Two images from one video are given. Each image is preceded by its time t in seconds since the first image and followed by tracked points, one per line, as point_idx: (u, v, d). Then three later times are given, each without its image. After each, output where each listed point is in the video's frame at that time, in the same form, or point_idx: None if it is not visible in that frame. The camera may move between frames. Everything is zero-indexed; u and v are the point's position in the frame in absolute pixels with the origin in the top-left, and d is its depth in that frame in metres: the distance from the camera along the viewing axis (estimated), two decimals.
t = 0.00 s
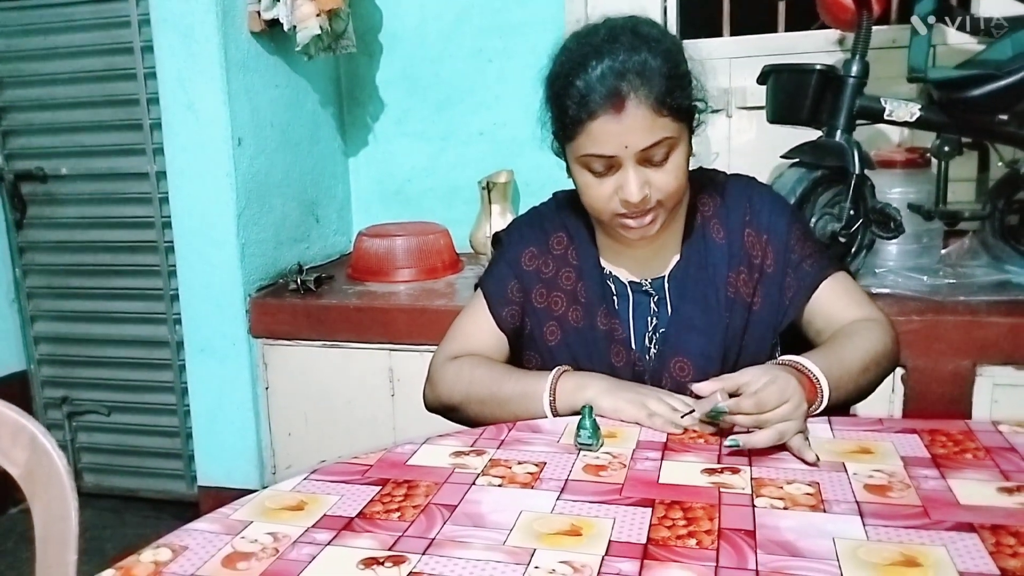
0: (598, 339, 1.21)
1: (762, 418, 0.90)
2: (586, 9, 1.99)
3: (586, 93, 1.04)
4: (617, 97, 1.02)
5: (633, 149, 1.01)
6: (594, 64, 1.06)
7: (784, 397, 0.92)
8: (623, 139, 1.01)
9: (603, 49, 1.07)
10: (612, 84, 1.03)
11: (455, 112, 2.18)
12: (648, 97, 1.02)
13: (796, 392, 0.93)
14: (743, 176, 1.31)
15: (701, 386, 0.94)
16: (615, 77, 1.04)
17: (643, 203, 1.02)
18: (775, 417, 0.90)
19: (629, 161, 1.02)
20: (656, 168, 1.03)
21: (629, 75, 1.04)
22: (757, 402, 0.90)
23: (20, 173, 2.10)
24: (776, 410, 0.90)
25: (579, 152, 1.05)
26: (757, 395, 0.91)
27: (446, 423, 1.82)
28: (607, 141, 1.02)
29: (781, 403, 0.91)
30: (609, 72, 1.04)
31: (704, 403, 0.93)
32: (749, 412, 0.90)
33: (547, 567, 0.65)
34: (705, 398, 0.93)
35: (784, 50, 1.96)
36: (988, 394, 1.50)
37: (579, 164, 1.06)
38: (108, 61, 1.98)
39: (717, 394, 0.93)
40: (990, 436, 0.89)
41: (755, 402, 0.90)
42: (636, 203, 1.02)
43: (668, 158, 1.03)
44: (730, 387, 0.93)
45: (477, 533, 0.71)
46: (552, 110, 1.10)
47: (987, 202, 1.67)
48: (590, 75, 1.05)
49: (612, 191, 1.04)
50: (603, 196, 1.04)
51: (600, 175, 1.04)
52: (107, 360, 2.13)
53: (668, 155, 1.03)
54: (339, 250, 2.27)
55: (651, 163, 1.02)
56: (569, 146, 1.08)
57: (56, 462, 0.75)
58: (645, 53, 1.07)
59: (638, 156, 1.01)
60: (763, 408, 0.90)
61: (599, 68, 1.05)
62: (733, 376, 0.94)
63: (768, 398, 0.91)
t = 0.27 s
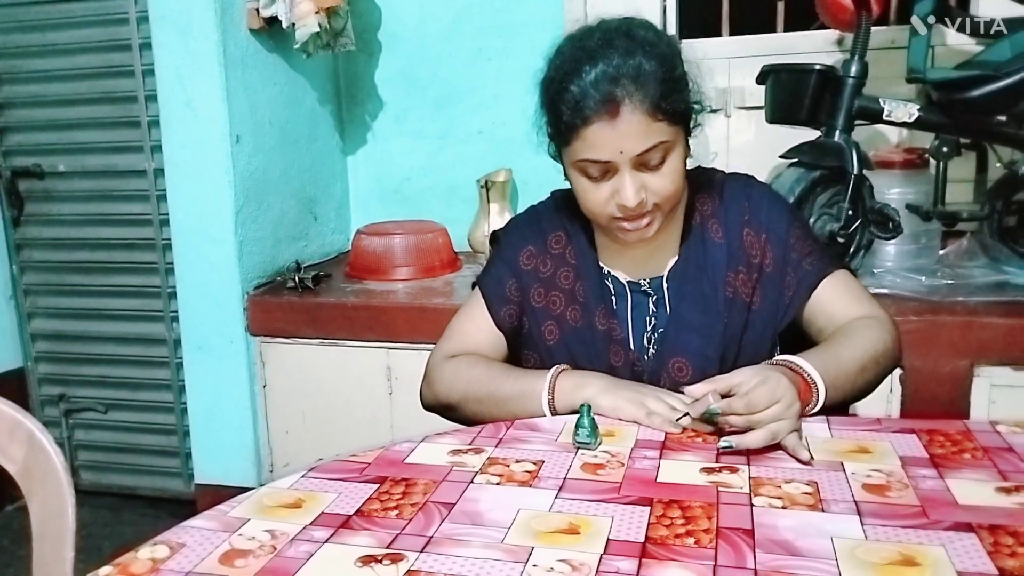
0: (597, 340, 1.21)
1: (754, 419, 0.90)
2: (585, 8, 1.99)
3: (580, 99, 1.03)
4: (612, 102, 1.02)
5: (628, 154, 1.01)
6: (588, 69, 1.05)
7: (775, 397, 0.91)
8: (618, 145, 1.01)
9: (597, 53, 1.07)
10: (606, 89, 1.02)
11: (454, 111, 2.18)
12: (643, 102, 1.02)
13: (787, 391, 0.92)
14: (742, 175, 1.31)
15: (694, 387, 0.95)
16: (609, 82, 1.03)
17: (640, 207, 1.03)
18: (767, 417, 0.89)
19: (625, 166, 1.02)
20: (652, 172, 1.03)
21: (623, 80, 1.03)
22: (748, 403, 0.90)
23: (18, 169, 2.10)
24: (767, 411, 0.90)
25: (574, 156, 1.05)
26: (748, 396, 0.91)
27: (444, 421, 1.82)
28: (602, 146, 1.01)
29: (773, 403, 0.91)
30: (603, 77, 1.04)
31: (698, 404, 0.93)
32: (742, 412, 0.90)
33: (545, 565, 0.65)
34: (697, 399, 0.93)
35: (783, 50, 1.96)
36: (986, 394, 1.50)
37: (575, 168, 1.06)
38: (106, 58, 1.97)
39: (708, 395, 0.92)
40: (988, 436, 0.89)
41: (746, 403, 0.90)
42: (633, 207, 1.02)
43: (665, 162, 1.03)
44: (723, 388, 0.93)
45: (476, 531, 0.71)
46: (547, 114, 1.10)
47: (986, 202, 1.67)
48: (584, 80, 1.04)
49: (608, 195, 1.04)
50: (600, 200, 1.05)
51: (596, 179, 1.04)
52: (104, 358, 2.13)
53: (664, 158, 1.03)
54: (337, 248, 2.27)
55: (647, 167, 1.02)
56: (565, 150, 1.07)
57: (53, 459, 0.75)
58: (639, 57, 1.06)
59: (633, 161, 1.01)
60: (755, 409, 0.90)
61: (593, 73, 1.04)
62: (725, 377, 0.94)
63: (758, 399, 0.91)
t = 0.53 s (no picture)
0: (597, 340, 1.21)
1: (753, 421, 0.90)
2: (586, 9, 1.99)
3: (580, 103, 1.03)
4: (612, 106, 1.01)
5: (628, 158, 1.01)
6: (587, 72, 1.05)
7: (775, 399, 0.91)
8: (618, 148, 1.01)
9: (597, 56, 1.07)
10: (606, 93, 1.02)
11: (455, 111, 2.18)
12: (643, 105, 1.01)
13: (787, 394, 0.92)
14: (744, 176, 1.31)
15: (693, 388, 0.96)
16: (608, 86, 1.03)
17: (640, 210, 1.03)
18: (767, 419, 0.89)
19: (625, 169, 1.01)
20: (653, 175, 1.03)
21: (623, 84, 1.03)
22: (747, 405, 0.90)
23: (19, 169, 2.10)
24: (767, 412, 0.90)
25: (575, 160, 1.05)
26: (746, 398, 0.91)
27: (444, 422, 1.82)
28: (602, 150, 1.01)
29: (772, 405, 0.91)
30: (603, 81, 1.04)
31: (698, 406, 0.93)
32: (741, 414, 0.91)
33: (545, 566, 0.65)
34: (696, 401, 0.94)
35: (784, 52, 1.96)
36: (986, 396, 1.50)
37: (575, 171, 1.06)
38: (108, 58, 1.97)
39: (708, 397, 0.93)
40: (988, 439, 0.89)
41: (745, 405, 0.90)
42: (633, 210, 1.02)
43: (665, 165, 1.03)
44: (722, 390, 0.93)
45: (475, 531, 0.71)
46: (547, 117, 1.10)
47: (987, 204, 1.66)
48: (584, 84, 1.04)
49: (609, 198, 1.04)
50: (600, 203, 1.05)
51: (596, 182, 1.04)
52: (105, 357, 2.13)
53: (664, 161, 1.03)
54: (337, 248, 2.27)
55: (648, 170, 1.02)
56: (565, 153, 1.07)
57: (52, 458, 0.75)
58: (639, 61, 1.06)
59: (633, 164, 1.01)
60: (754, 411, 0.90)
61: (593, 77, 1.04)
62: (725, 379, 0.94)
63: (758, 401, 0.90)
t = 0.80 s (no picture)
0: (597, 341, 1.21)
1: (750, 423, 0.90)
2: (586, 11, 2.00)
3: (581, 104, 1.03)
4: (613, 108, 1.01)
5: (629, 160, 1.01)
6: (589, 74, 1.05)
7: (772, 400, 0.92)
8: (618, 150, 1.01)
9: (598, 58, 1.07)
10: (607, 95, 1.02)
11: (454, 112, 2.18)
12: (643, 107, 1.01)
13: (785, 395, 0.93)
14: (744, 178, 1.31)
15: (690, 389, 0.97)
16: (610, 88, 1.03)
17: (640, 212, 1.03)
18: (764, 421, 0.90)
19: (625, 171, 1.01)
20: (653, 177, 1.03)
21: (624, 86, 1.03)
22: (744, 407, 0.91)
23: (17, 169, 2.10)
24: (764, 414, 0.90)
25: (575, 161, 1.05)
26: (744, 400, 0.91)
27: (443, 423, 1.82)
28: (602, 151, 1.01)
29: (770, 406, 0.91)
30: (604, 83, 1.04)
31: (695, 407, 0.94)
32: (739, 416, 0.91)
33: (543, 567, 0.65)
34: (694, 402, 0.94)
35: (783, 54, 1.96)
36: (985, 399, 1.50)
37: (575, 173, 1.06)
38: (107, 58, 1.97)
39: (706, 399, 0.93)
40: (987, 441, 0.89)
41: (742, 407, 0.91)
42: (633, 213, 1.02)
43: (665, 168, 1.03)
44: (720, 392, 0.94)
45: (474, 532, 0.71)
46: (548, 119, 1.10)
47: (986, 206, 1.66)
48: (585, 86, 1.04)
49: (609, 200, 1.04)
50: (600, 205, 1.05)
51: (597, 184, 1.04)
52: (103, 357, 2.12)
53: (665, 164, 1.03)
54: (336, 249, 2.27)
55: (648, 173, 1.02)
56: (566, 155, 1.07)
57: (50, 458, 0.75)
58: (641, 63, 1.06)
59: (634, 166, 1.01)
60: (751, 412, 0.91)
61: (594, 78, 1.05)
62: (723, 381, 0.94)
63: (755, 403, 0.91)
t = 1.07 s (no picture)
0: (596, 340, 1.21)
1: (748, 422, 0.90)
2: (586, 9, 2.00)
3: (584, 103, 1.03)
4: (615, 107, 1.01)
5: (631, 160, 1.00)
6: (592, 72, 1.05)
7: (769, 399, 0.91)
8: (620, 149, 1.01)
9: (602, 57, 1.07)
10: (610, 94, 1.02)
11: (454, 110, 2.18)
12: (646, 107, 1.01)
13: (783, 394, 0.92)
14: (744, 177, 1.31)
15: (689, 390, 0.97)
16: (613, 87, 1.03)
17: (641, 212, 1.03)
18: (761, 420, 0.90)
19: (627, 170, 1.01)
20: (654, 177, 1.03)
21: (627, 85, 1.03)
22: (742, 406, 0.91)
23: (17, 165, 2.09)
24: (762, 413, 0.90)
25: (576, 160, 1.05)
26: (742, 399, 0.91)
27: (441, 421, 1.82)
28: (604, 150, 1.01)
29: (767, 405, 0.91)
30: (607, 82, 1.04)
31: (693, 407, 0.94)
32: (737, 415, 0.91)
33: (541, 565, 0.65)
34: (692, 402, 0.95)
35: (784, 53, 1.96)
36: (984, 399, 1.50)
37: (576, 171, 1.06)
38: (107, 54, 1.97)
39: (703, 398, 0.93)
40: (986, 441, 0.89)
41: (740, 406, 0.91)
42: (633, 212, 1.02)
43: (667, 168, 1.03)
44: (717, 391, 0.94)
45: (472, 530, 0.71)
46: (550, 117, 1.10)
47: (986, 207, 1.66)
48: (588, 84, 1.04)
49: (610, 199, 1.04)
50: (601, 203, 1.05)
51: (598, 183, 1.04)
52: (102, 354, 2.12)
53: (666, 164, 1.03)
54: (336, 247, 2.27)
55: (649, 172, 1.02)
56: (567, 153, 1.07)
57: (48, 454, 0.75)
58: (644, 62, 1.06)
59: (635, 166, 1.01)
60: (749, 412, 0.91)
61: (597, 77, 1.05)
62: (721, 381, 0.95)
63: (753, 402, 0.91)
